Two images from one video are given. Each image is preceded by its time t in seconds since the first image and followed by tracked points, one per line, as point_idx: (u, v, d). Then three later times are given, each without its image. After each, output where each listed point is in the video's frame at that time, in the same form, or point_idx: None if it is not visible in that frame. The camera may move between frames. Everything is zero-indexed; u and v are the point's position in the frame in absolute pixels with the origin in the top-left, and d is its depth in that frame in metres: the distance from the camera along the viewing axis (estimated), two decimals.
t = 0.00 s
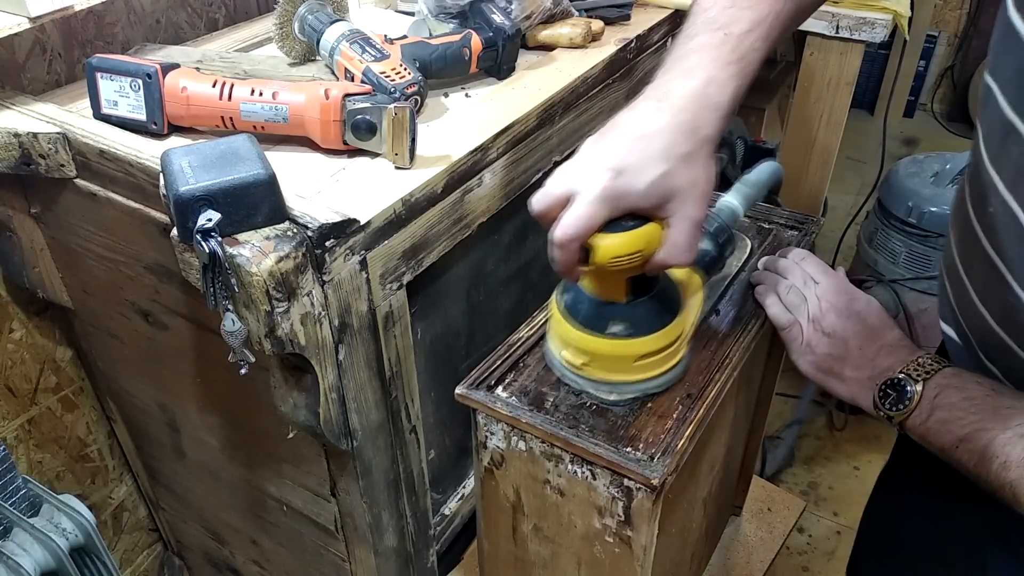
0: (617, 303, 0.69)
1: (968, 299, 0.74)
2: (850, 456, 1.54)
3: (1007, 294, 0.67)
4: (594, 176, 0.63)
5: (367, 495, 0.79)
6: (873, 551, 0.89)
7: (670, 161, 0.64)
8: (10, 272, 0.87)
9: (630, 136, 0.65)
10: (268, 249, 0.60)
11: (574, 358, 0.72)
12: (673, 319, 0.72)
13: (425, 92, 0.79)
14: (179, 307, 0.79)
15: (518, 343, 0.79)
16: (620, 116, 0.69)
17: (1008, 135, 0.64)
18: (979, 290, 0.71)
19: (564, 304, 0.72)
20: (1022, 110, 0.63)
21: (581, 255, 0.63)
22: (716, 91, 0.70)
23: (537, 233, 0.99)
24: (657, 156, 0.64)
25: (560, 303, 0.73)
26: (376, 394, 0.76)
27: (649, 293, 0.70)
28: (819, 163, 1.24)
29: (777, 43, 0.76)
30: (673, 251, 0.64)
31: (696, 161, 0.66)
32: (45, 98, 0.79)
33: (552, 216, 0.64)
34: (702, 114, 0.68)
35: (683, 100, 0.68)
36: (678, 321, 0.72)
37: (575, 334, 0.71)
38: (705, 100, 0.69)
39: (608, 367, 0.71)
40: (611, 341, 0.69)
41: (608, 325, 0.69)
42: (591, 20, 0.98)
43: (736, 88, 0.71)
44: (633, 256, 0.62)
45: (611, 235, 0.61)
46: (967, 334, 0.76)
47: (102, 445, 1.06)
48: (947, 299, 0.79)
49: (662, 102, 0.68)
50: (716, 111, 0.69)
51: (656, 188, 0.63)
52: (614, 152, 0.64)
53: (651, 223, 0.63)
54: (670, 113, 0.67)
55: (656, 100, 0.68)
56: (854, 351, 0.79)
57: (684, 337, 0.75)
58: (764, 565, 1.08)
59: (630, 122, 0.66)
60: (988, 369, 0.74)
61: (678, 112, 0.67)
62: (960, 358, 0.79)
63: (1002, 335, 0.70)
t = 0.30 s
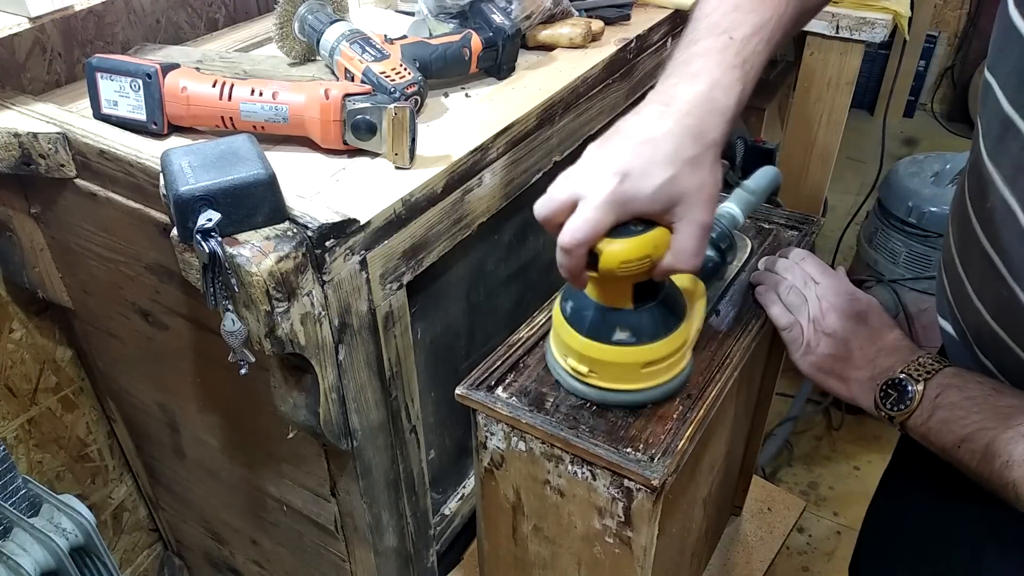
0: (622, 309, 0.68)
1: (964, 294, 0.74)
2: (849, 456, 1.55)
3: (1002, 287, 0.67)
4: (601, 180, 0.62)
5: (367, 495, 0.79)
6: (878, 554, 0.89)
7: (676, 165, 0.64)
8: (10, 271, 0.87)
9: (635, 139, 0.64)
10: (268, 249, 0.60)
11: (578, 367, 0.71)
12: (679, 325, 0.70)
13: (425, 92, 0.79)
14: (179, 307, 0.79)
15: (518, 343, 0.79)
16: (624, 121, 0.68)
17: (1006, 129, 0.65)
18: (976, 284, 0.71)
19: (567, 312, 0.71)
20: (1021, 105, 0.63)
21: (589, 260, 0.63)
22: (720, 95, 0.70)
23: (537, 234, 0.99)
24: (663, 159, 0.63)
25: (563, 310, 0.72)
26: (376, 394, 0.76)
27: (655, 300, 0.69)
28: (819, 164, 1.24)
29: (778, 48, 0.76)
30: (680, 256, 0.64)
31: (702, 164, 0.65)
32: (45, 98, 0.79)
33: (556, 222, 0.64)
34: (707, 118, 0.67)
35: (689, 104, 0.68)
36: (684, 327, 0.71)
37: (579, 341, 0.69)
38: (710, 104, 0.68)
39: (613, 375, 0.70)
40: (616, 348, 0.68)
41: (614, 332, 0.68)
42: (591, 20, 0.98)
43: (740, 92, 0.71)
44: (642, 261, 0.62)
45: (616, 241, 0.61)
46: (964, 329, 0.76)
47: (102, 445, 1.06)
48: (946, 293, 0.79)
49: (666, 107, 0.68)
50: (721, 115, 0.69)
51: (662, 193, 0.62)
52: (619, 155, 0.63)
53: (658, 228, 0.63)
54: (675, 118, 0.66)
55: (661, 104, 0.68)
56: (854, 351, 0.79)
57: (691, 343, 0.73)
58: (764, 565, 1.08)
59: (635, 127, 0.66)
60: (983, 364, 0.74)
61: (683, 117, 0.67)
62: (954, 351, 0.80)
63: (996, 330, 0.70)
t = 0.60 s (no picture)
0: (654, 275, 0.71)
1: (967, 299, 0.74)
2: (850, 456, 1.55)
3: (1006, 294, 0.67)
4: (634, 151, 0.64)
5: (368, 495, 0.79)
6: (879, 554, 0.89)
7: (706, 138, 0.65)
8: (10, 272, 0.87)
9: (667, 113, 0.66)
10: (268, 249, 0.60)
11: (611, 329, 0.75)
12: (706, 289, 0.74)
13: (425, 92, 0.79)
14: (179, 307, 0.79)
15: (519, 343, 0.79)
16: (656, 95, 0.70)
17: (1008, 137, 0.64)
18: (977, 289, 0.71)
19: (601, 276, 0.74)
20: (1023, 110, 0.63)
21: (622, 228, 0.64)
22: (749, 70, 0.70)
23: (537, 233, 0.99)
24: (694, 132, 0.65)
25: (596, 274, 0.75)
26: (377, 394, 0.76)
27: (686, 264, 0.72)
28: (819, 164, 1.24)
29: (809, 22, 0.77)
30: (709, 225, 0.66)
31: (731, 137, 0.67)
32: (45, 98, 0.79)
33: (591, 192, 0.66)
34: (736, 93, 0.68)
35: (719, 79, 0.69)
36: (711, 291, 0.75)
37: (613, 305, 0.73)
38: (739, 79, 0.69)
39: (645, 337, 0.73)
40: (648, 312, 0.72)
41: (646, 297, 0.71)
42: (591, 20, 0.98)
43: (768, 68, 0.72)
44: (670, 229, 0.64)
45: (649, 210, 0.63)
46: (965, 331, 0.76)
47: (103, 445, 1.06)
48: (948, 297, 0.79)
49: (696, 82, 0.69)
50: (749, 89, 0.69)
51: (693, 164, 0.64)
52: (652, 127, 0.65)
53: (687, 197, 0.64)
54: (705, 92, 0.68)
55: (692, 80, 0.69)
56: (856, 351, 0.79)
57: (716, 306, 0.77)
58: (765, 565, 1.08)
59: (668, 101, 0.67)
60: (982, 365, 0.75)
61: (713, 91, 0.68)
62: (955, 355, 0.80)
63: (1000, 336, 0.70)
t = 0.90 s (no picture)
0: (664, 271, 0.72)
1: (972, 302, 0.74)
2: (850, 456, 1.55)
3: (1008, 298, 0.67)
4: (649, 147, 0.64)
5: (367, 495, 0.79)
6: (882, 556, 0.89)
7: (720, 136, 0.66)
8: (10, 272, 0.87)
9: (683, 110, 0.67)
10: (268, 249, 0.60)
11: (620, 325, 0.76)
12: (716, 287, 0.75)
13: (425, 92, 0.79)
14: (179, 307, 0.79)
15: (519, 343, 0.79)
16: (671, 93, 0.70)
17: (1011, 140, 0.64)
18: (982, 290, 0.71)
19: (611, 273, 0.75)
20: None
21: (635, 223, 0.65)
22: (763, 70, 0.70)
23: (537, 233, 0.99)
24: (708, 130, 0.66)
25: (606, 271, 0.76)
26: (377, 394, 0.76)
27: (695, 262, 0.73)
28: (820, 163, 1.24)
29: (820, 22, 0.76)
30: (722, 221, 0.67)
31: (745, 136, 0.67)
32: (45, 98, 0.79)
33: (604, 187, 0.66)
34: (750, 92, 0.69)
35: (733, 78, 0.69)
36: (720, 289, 0.76)
37: (623, 301, 0.74)
38: (753, 79, 0.69)
39: (654, 333, 0.74)
40: (658, 308, 0.72)
41: (656, 292, 0.72)
42: (591, 20, 0.98)
43: (781, 68, 0.72)
44: (684, 224, 0.64)
45: (662, 206, 0.63)
46: (971, 332, 0.76)
47: (103, 444, 1.06)
48: (955, 299, 0.79)
49: (710, 81, 0.69)
50: (763, 88, 0.70)
51: (706, 162, 0.65)
52: (668, 124, 0.66)
53: (700, 194, 0.65)
54: (719, 91, 0.68)
55: (706, 78, 0.69)
56: (856, 351, 0.79)
57: (725, 305, 0.78)
58: (764, 565, 1.08)
59: (683, 99, 0.68)
60: (987, 366, 0.74)
61: (727, 90, 0.68)
62: (962, 355, 0.80)
63: (1004, 338, 0.70)
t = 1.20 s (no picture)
0: (658, 264, 0.72)
1: (980, 296, 0.73)
2: (850, 455, 1.55)
3: (1014, 290, 0.67)
4: (644, 141, 0.65)
5: (368, 495, 0.79)
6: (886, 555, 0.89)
7: (715, 130, 0.66)
8: (10, 272, 0.87)
9: (678, 105, 0.67)
10: (268, 249, 0.60)
11: (614, 317, 0.76)
12: (711, 280, 0.75)
13: (425, 92, 0.79)
14: (179, 307, 0.79)
15: (519, 343, 0.79)
16: (667, 88, 0.70)
17: (1019, 134, 0.64)
18: (990, 285, 0.71)
19: (606, 265, 0.75)
20: None
21: (629, 216, 0.65)
22: (759, 66, 0.70)
23: (537, 233, 1.00)
24: (703, 124, 0.66)
25: (602, 263, 0.76)
26: (377, 394, 0.76)
27: (690, 255, 0.74)
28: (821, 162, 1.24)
29: (817, 20, 0.77)
30: (714, 216, 0.66)
31: (739, 132, 0.67)
32: (45, 98, 0.79)
33: (601, 181, 0.66)
34: (746, 88, 0.69)
35: (729, 74, 0.69)
36: (715, 282, 0.76)
37: (617, 294, 0.74)
38: (749, 75, 0.70)
39: (648, 325, 0.75)
40: (651, 301, 0.73)
41: (650, 286, 0.73)
42: (591, 20, 0.98)
43: (777, 65, 0.72)
44: (677, 219, 0.65)
45: (656, 200, 0.64)
46: (977, 326, 0.76)
47: (103, 444, 1.06)
48: (961, 294, 0.79)
49: (707, 77, 0.69)
50: (758, 84, 0.70)
51: (700, 157, 0.65)
52: (663, 119, 0.66)
53: (694, 188, 0.66)
54: (715, 86, 0.68)
55: (703, 74, 0.70)
56: (857, 351, 0.79)
57: (720, 297, 0.78)
58: (764, 565, 1.08)
59: (678, 95, 0.68)
60: (994, 360, 0.74)
61: (723, 86, 0.68)
62: (968, 349, 0.80)
63: (1011, 332, 0.69)
